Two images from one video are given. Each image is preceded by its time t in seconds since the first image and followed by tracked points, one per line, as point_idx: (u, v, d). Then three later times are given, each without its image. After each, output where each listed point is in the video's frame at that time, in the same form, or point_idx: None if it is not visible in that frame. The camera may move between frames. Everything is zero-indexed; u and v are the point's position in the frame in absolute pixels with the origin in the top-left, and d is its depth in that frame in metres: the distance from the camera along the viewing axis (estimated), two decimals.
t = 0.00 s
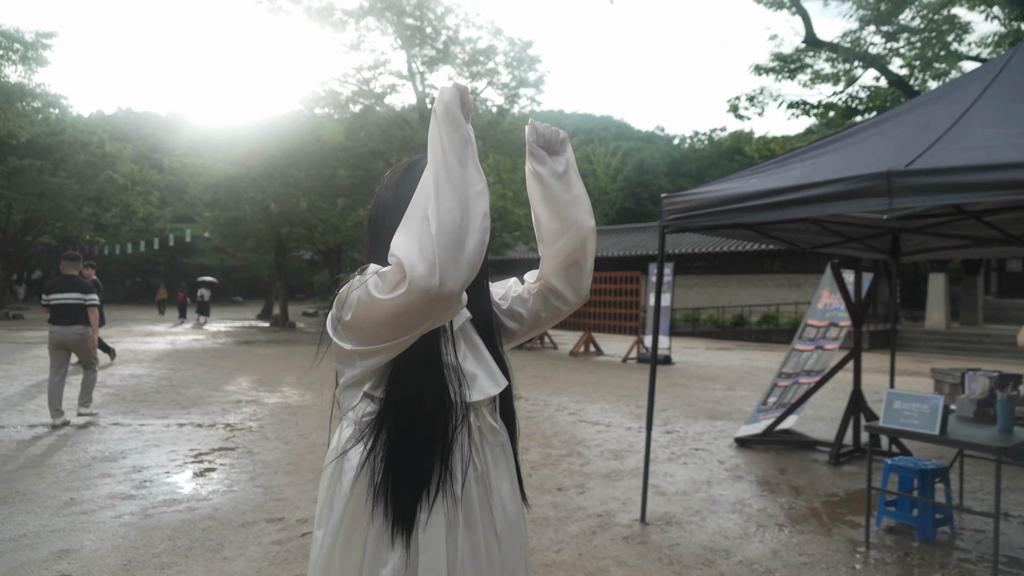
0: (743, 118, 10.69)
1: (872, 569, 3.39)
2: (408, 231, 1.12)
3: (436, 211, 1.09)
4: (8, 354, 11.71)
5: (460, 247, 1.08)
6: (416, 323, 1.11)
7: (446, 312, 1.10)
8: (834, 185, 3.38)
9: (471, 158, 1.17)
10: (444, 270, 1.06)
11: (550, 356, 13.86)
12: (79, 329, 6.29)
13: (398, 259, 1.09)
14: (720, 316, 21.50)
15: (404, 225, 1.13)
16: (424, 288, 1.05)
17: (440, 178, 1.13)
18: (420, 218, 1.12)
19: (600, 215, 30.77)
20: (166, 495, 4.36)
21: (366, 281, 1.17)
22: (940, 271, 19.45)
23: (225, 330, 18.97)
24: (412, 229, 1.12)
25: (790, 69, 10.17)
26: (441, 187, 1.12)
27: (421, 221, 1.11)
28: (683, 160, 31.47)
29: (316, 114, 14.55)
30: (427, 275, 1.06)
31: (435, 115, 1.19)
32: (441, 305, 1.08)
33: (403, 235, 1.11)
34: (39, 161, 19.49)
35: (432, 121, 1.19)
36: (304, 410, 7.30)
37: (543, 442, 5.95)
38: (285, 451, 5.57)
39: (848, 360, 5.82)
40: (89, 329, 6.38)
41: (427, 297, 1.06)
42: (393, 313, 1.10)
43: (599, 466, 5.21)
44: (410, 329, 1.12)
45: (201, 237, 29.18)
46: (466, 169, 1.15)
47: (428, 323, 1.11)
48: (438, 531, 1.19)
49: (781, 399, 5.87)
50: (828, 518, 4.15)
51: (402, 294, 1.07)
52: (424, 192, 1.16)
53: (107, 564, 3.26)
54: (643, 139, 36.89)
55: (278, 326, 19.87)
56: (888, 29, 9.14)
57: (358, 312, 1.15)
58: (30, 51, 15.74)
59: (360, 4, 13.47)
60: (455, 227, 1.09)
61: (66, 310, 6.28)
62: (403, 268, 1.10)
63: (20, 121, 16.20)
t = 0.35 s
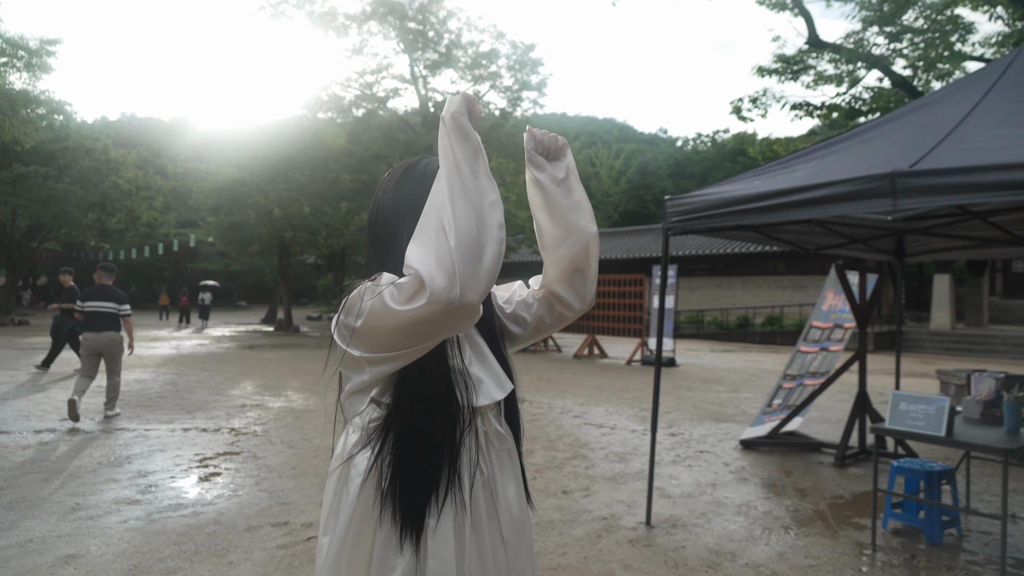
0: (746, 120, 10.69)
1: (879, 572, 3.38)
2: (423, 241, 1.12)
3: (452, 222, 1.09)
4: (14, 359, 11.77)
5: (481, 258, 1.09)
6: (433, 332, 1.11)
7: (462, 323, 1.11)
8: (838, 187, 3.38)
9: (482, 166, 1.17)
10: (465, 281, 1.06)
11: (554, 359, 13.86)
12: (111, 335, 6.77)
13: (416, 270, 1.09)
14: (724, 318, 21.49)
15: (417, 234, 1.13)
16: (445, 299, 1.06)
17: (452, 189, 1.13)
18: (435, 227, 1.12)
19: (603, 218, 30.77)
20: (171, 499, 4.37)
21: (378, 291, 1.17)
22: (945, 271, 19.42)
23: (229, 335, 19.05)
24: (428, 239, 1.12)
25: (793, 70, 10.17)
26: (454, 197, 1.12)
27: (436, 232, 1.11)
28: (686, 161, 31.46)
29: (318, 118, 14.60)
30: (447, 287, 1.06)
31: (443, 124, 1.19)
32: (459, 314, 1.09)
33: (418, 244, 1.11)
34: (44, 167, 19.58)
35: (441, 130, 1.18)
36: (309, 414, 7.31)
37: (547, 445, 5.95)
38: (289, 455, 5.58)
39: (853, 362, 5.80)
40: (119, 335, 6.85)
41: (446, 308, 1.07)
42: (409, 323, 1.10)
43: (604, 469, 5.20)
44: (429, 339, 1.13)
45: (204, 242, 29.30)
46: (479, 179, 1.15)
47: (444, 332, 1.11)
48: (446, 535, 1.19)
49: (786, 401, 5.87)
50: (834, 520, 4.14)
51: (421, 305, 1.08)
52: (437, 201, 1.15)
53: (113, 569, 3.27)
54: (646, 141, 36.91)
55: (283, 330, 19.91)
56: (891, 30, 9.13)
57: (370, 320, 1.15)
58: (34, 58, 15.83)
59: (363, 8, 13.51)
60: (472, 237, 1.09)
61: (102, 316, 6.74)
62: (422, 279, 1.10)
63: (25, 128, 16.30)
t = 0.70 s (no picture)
0: (755, 112, 10.64)
1: (895, 566, 3.35)
2: (432, 240, 1.12)
3: (465, 218, 1.09)
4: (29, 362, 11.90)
5: (490, 256, 1.08)
6: (443, 330, 1.11)
7: (472, 322, 1.11)
8: (848, 179, 3.35)
9: (494, 165, 1.17)
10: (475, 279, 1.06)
11: (564, 355, 13.85)
12: (137, 333, 6.99)
13: (426, 269, 1.09)
14: (735, 313, 21.39)
15: (427, 232, 1.13)
16: (455, 297, 1.06)
17: (464, 186, 1.13)
18: (446, 225, 1.12)
19: (612, 214, 30.69)
20: (186, 498, 4.40)
21: (388, 288, 1.17)
22: (958, 263, 19.25)
23: (242, 335, 19.17)
24: (439, 236, 1.12)
25: (802, 62, 10.09)
26: (467, 195, 1.12)
27: (446, 230, 1.11)
28: (695, 156, 31.32)
29: (326, 118, 14.64)
30: (458, 284, 1.06)
31: (455, 122, 1.18)
32: (471, 312, 1.08)
33: (431, 241, 1.11)
34: (55, 171, 19.74)
35: (453, 128, 1.18)
36: (321, 413, 7.34)
37: (559, 441, 5.94)
38: (302, 454, 5.61)
39: (866, 355, 5.76)
40: (146, 334, 7.08)
41: (456, 306, 1.07)
42: (420, 322, 1.10)
43: (616, 465, 5.19)
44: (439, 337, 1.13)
45: (215, 243, 29.50)
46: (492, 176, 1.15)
47: (455, 329, 1.11)
48: (459, 529, 1.20)
49: (799, 395, 5.86)
50: (849, 515, 4.11)
51: (431, 301, 1.07)
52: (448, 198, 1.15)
53: (130, 568, 3.30)
54: (654, 136, 36.79)
55: (294, 330, 20.01)
56: (901, 20, 9.05)
57: (381, 317, 1.15)
58: (45, 63, 15.98)
59: (369, 7, 13.52)
60: (483, 237, 1.09)
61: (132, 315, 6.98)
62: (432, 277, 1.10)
63: (37, 132, 16.45)
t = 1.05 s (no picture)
0: (775, 105, 10.54)
1: (928, 562, 3.30)
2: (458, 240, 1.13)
3: (493, 218, 1.10)
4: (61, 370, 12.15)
5: (519, 254, 1.09)
6: (472, 331, 1.12)
7: (502, 320, 1.12)
8: (872, 169, 3.31)
9: (521, 165, 1.18)
10: (503, 279, 1.07)
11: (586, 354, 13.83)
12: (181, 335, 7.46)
13: (454, 268, 1.10)
14: (758, 308, 21.18)
15: (454, 232, 1.15)
16: (484, 297, 1.07)
17: (491, 187, 1.14)
18: (475, 225, 1.13)
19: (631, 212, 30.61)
20: (215, 503, 4.47)
21: (415, 289, 1.18)
22: (987, 253, 18.88)
23: (266, 340, 19.39)
24: (467, 236, 1.13)
25: (822, 53, 9.97)
26: (494, 195, 1.13)
27: (475, 229, 1.12)
28: (714, 150, 31.07)
29: (344, 123, 14.75)
30: (487, 284, 1.07)
31: (482, 123, 1.19)
32: (500, 312, 1.09)
33: (459, 240, 1.13)
34: (82, 182, 20.12)
35: (479, 129, 1.19)
36: (346, 416, 7.40)
37: (584, 440, 5.93)
38: (328, 456, 5.66)
39: (894, 348, 5.67)
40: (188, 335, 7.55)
41: (484, 305, 1.07)
42: (448, 322, 1.11)
43: (641, 463, 5.17)
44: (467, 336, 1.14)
45: (238, 250, 29.88)
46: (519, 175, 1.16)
47: (483, 328, 1.12)
48: (489, 528, 1.21)
49: (825, 390, 5.78)
50: (879, 511, 4.05)
51: (460, 302, 1.08)
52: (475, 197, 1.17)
53: (162, 571, 3.35)
54: (673, 132, 36.57)
55: (317, 333, 20.19)
56: (924, 7, 8.91)
57: (409, 318, 1.17)
58: (70, 76, 16.30)
59: (385, 11, 13.61)
60: (512, 235, 1.09)
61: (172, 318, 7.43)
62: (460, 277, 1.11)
63: (63, 144, 16.78)
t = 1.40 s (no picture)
0: (774, 107, 10.55)
1: (922, 565, 3.31)
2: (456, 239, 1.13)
3: (490, 215, 1.09)
4: (57, 364, 12.13)
5: (515, 253, 1.09)
6: (467, 329, 1.12)
7: (498, 318, 1.11)
8: (870, 172, 3.31)
9: (519, 163, 1.18)
10: (500, 278, 1.07)
11: (583, 353, 13.84)
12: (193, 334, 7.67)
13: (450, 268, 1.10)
14: (755, 309, 21.21)
15: (452, 229, 1.14)
16: (479, 295, 1.06)
17: (489, 185, 1.14)
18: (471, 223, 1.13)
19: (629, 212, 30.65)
20: (210, 499, 4.46)
21: (412, 286, 1.18)
22: (984, 257, 18.93)
23: (263, 336, 19.38)
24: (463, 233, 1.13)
25: (822, 55, 9.98)
26: (492, 193, 1.12)
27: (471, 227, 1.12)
28: (713, 152, 31.09)
29: (343, 120, 14.71)
30: (482, 283, 1.07)
31: (481, 120, 1.19)
32: (497, 310, 1.09)
33: (458, 237, 1.12)
34: (79, 176, 20.07)
35: (478, 126, 1.19)
36: (342, 413, 7.39)
37: (579, 440, 5.93)
38: (324, 453, 5.66)
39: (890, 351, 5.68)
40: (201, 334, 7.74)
41: (479, 304, 1.07)
42: (444, 319, 1.11)
43: (637, 463, 5.17)
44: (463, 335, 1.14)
45: (236, 245, 29.86)
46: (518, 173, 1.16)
47: (479, 328, 1.12)
48: (484, 527, 1.21)
49: (821, 392, 5.79)
50: (873, 513, 4.07)
51: (454, 300, 1.08)
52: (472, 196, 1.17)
53: (156, 567, 3.34)
54: (672, 133, 36.60)
55: (314, 330, 20.18)
56: (923, 11, 8.92)
57: (405, 315, 1.17)
58: (68, 69, 16.24)
59: (385, 8, 13.58)
60: (508, 235, 1.09)
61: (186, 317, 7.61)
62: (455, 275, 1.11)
63: (61, 138, 16.72)
